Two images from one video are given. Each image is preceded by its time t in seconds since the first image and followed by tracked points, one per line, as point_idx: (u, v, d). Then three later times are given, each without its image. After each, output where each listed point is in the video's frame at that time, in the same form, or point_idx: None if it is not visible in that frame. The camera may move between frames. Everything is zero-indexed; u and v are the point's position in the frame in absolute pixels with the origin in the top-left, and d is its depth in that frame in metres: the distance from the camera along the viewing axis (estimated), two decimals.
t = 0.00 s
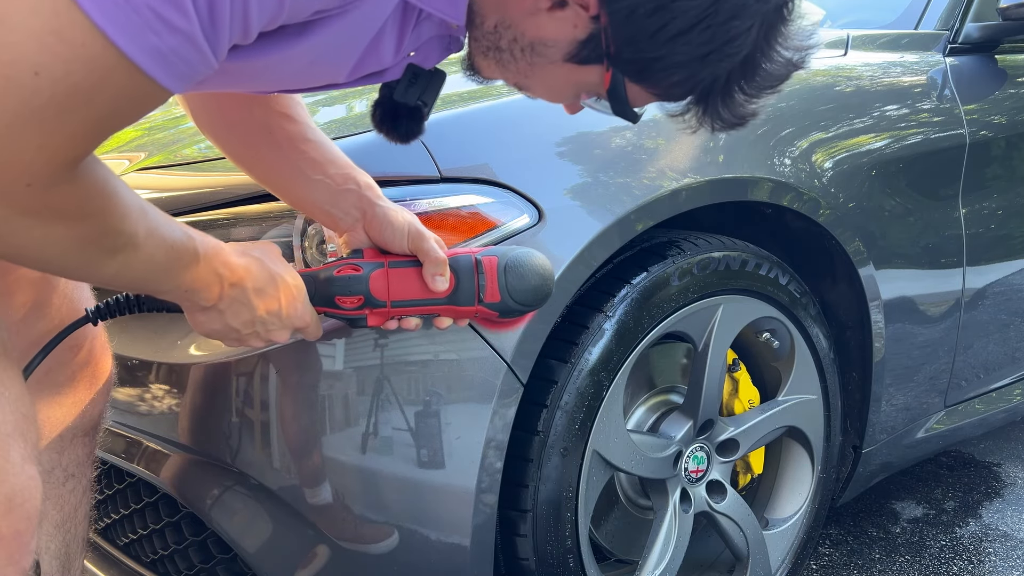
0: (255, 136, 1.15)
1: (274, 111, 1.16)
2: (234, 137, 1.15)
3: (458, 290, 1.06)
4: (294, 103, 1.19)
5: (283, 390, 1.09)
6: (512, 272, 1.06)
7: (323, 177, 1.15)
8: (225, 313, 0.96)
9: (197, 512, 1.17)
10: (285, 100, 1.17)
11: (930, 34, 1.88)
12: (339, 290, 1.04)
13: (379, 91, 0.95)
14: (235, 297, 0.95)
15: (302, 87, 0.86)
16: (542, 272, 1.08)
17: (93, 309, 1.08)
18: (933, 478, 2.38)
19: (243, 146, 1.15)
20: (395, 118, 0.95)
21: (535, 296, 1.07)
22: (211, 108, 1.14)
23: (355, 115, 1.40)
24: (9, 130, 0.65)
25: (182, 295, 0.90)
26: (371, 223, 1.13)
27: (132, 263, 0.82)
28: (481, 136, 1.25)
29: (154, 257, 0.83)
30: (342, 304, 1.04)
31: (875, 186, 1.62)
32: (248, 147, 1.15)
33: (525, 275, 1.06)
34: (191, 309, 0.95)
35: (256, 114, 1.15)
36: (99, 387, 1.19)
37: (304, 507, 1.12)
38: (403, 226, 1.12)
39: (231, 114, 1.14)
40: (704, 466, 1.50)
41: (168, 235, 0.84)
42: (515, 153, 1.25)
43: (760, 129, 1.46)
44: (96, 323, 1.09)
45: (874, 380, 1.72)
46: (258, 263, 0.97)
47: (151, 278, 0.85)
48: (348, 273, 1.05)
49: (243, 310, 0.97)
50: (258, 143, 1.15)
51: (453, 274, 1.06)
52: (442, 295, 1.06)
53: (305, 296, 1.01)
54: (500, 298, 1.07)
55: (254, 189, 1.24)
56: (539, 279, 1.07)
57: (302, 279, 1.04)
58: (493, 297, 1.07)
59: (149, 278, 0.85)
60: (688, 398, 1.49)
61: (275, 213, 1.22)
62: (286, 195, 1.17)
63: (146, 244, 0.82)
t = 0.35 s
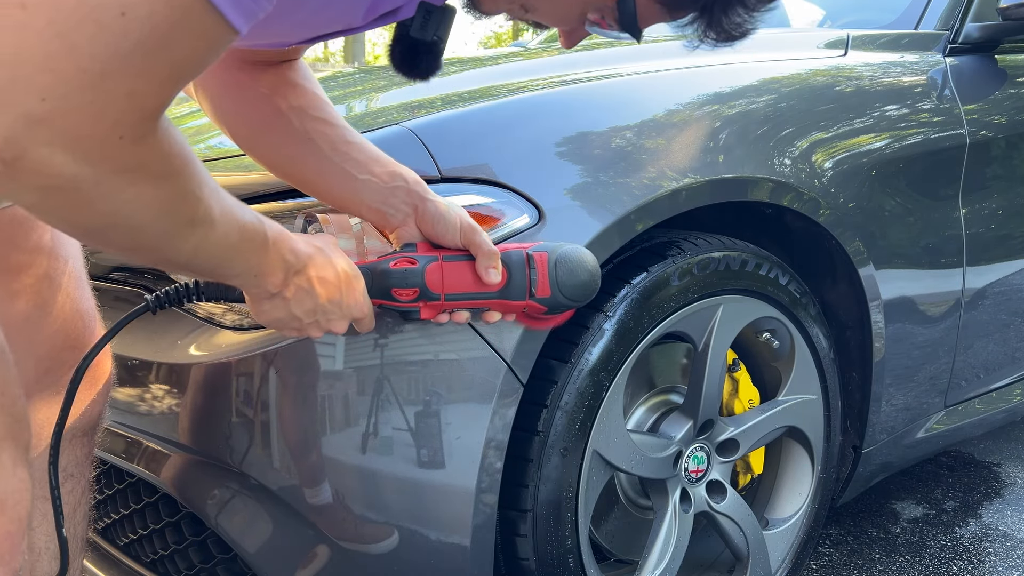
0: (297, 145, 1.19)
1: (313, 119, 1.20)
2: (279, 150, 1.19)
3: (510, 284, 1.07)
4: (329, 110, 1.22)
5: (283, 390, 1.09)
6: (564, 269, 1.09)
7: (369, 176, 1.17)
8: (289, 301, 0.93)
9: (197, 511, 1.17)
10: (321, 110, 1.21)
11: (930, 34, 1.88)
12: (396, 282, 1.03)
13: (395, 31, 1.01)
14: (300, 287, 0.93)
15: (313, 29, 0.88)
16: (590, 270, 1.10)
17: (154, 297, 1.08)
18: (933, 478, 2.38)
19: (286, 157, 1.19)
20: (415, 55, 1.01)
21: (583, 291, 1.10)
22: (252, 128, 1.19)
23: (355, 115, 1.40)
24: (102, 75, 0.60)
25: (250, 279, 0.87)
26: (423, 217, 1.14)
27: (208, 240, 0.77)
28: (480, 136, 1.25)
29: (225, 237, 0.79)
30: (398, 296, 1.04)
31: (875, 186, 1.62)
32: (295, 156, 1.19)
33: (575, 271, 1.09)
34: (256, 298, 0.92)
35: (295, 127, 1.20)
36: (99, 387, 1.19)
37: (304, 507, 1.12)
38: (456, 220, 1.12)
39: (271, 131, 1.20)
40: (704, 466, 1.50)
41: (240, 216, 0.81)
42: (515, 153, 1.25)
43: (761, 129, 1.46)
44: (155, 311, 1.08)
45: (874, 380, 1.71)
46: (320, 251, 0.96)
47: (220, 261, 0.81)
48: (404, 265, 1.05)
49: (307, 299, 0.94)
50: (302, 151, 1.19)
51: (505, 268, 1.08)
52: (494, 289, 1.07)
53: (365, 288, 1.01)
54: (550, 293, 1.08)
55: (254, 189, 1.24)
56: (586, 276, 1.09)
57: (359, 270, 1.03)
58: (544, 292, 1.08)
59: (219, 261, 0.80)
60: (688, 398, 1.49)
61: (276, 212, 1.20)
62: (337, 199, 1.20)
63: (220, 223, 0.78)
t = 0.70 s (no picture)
0: (352, 145, 1.16)
1: (365, 118, 1.18)
2: (339, 152, 1.16)
3: (575, 301, 1.12)
4: (380, 110, 1.20)
5: (284, 390, 1.09)
6: (622, 286, 1.14)
7: (433, 179, 1.16)
8: (384, 324, 0.90)
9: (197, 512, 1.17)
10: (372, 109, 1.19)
11: (930, 34, 1.88)
12: (472, 299, 1.06)
13: None
14: (395, 307, 0.89)
15: None
16: (641, 287, 1.17)
17: (229, 308, 1.03)
18: (933, 478, 2.38)
19: (342, 157, 1.16)
20: None
21: (634, 308, 1.16)
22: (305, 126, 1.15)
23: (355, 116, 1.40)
24: None
25: (351, 288, 0.82)
26: (490, 226, 1.15)
27: (313, 230, 0.72)
28: (481, 137, 1.25)
29: (330, 232, 0.74)
30: (473, 312, 1.06)
31: (875, 186, 1.62)
32: (354, 158, 1.16)
33: (630, 289, 1.15)
34: (354, 318, 0.88)
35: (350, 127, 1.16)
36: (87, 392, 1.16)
37: (304, 507, 1.12)
38: (525, 233, 1.13)
39: (330, 133, 1.16)
40: (704, 466, 1.50)
41: (343, 216, 0.76)
42: (515, 153, 1.25)
43: (761, 129, 1.46)
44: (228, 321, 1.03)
45: (874, 379, 1.71)
46: (410, 268, 0.91)
47: (323, 259, 0.76)
48: (480, 282, 1.07)
49: (399, 321, 0.91)
50: (360, 153, 1.16)
51: (572, 286, 1.11)
52: (559, 306, 1.12)
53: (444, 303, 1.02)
54: (608, 311, 1.15)
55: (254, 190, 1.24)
56: (640, 293, 1.16)
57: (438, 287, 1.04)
58: (603, 310, 1.14)
59: (321, 259, 0.76)
60: (687, 398, 1.49)
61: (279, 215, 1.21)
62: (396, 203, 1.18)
63: (325, 217, 0.73)
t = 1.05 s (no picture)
0: (364, 121, 1.21)
1: (375, 95, 1.23)
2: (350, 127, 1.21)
3: (598, 254, 1.13)
4: (386, 87, 1.26)
5: (283, 390, 1.09)
6: (642, 236, 1.16)
7: (448, 150, 1.19)
8: (418, 292, 0.91)
9: (197, 512, 1.17)
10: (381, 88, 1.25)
11: (930, 34, 1.88)
12: (500, 262, 1.06)
13: None
14: (427, 274, 0.90)
15: None
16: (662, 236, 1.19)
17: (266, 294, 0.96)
18: (933, 478, 2.38)
19: (357, 132, 1.21)
20: None
21: (658, 257, 1.18)
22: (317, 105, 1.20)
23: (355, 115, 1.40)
24: None
25: (385, 257, 0.84)
26: (508, 191, 1.17)
27: (345, 199, 0.75)
28: (480, 137, 1.25)
29: (359, 200, 0.77)
30: (501, 276, 1.07)
31: (875, 186, 1.62)
32: (366, 131, 1.20)
33: (652, 238, 1.17)
34: (388, 287, 0.89)
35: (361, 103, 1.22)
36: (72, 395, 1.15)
37: (304, 507, 1.12)
38: (541, 192, 1.15)
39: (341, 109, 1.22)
40: (705, 466, 1.50)
41: (368, 185, 0.79)
42: (515, 152, 1.25)
43: (761, 129, 1.46)
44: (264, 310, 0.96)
45: (874, 379, 1.71)
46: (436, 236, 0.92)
47: (357, 228, 0.79)
48: (505, 245, 1.07)
49: (432, 287, 0.92)
50: (372, 127, 1.20)
51: (593, 241, 1.13)
52: (583, 261, 1.12)
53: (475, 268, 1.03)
54: (632, 261, 1.16)
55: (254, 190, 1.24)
56: (660, 242, 1.18)
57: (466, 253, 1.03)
58: (627, 260, 1.15)
59: (354, 229, 0.79)
60: (687, 398, 1.49)
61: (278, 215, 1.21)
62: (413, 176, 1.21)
63: (352, 184, 0.76)
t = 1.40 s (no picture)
0: (294, 116, 1.17)
1: (307, 87, 1.17)
2: (279, 122, 1.16)
3: (527, 241, 1.10)
4: (324, 78, 1.20)
5: (283, 390, 1.09)
6: (576, 220, 1.11)
7: (377, 147, 1.17)
8: (323, 280, 0.93)
9: (197, 512, 1.17)
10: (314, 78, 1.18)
11: (930, 34, 1.88)
12: (419, 252, 1.04)
13: None
14: (330, 262, 0.92)
15: None
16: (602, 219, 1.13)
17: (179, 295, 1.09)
18: (933, 478, 2.38)
19: (288, 128, 1.17)
20: None
21: (597, 241, 1.12)
22: (245, 98, 1.14)
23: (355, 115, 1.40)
24: None
25: (284, 245, 0.86)
26: (435, 184, 1.14)
27: (244, 190, 0.76)
28: (481, 137, 1.25)
29: (260, 191, 0.78)
30: (422, 266, 1.05)
31: (875, 186, 1.62)
32: (296, 127, 1.17)
33: (588, 221, 1.12)
34: (289, 274, 0.91)
35: (291, 95, 1.16)
36: (58, 396, 1.16)
37: (304, 507, 1.12)
38: (467, 183, 1.13)
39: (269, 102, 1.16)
40: (704, 466, 1.50)
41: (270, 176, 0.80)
42: (515, 153, 1.25)
43: (761, 129, 1.46)
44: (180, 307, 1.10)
45: (874, 379, 1.71)
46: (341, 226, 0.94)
47: (256, 218, 0.80)
48: (424, 235, 1.06)
49: (338, 276, 0.94)
50: (302, 123, 1.17)
51: (521, 227, 1.10)
52: (512, 249, 1.09)
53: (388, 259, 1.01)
54: (567, 246, 1.11)
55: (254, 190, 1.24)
56: (599, 226, 1.12)
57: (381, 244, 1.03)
58: (562, 245, 1.11)
59: (253, 219, 0.80)
60: (687, 398, 1.49)
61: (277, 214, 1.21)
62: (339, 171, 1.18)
63: (251, 175, 0.77)
